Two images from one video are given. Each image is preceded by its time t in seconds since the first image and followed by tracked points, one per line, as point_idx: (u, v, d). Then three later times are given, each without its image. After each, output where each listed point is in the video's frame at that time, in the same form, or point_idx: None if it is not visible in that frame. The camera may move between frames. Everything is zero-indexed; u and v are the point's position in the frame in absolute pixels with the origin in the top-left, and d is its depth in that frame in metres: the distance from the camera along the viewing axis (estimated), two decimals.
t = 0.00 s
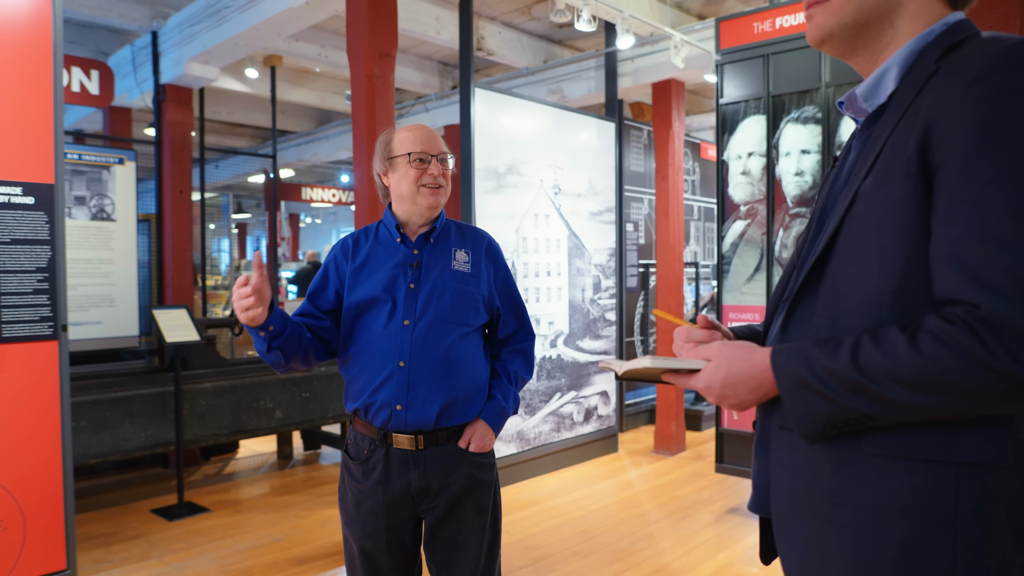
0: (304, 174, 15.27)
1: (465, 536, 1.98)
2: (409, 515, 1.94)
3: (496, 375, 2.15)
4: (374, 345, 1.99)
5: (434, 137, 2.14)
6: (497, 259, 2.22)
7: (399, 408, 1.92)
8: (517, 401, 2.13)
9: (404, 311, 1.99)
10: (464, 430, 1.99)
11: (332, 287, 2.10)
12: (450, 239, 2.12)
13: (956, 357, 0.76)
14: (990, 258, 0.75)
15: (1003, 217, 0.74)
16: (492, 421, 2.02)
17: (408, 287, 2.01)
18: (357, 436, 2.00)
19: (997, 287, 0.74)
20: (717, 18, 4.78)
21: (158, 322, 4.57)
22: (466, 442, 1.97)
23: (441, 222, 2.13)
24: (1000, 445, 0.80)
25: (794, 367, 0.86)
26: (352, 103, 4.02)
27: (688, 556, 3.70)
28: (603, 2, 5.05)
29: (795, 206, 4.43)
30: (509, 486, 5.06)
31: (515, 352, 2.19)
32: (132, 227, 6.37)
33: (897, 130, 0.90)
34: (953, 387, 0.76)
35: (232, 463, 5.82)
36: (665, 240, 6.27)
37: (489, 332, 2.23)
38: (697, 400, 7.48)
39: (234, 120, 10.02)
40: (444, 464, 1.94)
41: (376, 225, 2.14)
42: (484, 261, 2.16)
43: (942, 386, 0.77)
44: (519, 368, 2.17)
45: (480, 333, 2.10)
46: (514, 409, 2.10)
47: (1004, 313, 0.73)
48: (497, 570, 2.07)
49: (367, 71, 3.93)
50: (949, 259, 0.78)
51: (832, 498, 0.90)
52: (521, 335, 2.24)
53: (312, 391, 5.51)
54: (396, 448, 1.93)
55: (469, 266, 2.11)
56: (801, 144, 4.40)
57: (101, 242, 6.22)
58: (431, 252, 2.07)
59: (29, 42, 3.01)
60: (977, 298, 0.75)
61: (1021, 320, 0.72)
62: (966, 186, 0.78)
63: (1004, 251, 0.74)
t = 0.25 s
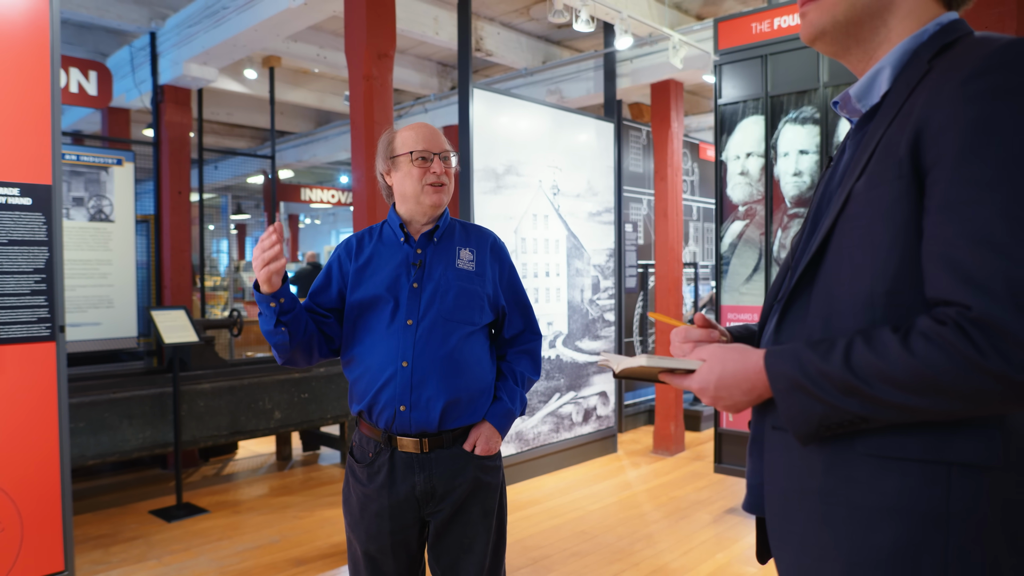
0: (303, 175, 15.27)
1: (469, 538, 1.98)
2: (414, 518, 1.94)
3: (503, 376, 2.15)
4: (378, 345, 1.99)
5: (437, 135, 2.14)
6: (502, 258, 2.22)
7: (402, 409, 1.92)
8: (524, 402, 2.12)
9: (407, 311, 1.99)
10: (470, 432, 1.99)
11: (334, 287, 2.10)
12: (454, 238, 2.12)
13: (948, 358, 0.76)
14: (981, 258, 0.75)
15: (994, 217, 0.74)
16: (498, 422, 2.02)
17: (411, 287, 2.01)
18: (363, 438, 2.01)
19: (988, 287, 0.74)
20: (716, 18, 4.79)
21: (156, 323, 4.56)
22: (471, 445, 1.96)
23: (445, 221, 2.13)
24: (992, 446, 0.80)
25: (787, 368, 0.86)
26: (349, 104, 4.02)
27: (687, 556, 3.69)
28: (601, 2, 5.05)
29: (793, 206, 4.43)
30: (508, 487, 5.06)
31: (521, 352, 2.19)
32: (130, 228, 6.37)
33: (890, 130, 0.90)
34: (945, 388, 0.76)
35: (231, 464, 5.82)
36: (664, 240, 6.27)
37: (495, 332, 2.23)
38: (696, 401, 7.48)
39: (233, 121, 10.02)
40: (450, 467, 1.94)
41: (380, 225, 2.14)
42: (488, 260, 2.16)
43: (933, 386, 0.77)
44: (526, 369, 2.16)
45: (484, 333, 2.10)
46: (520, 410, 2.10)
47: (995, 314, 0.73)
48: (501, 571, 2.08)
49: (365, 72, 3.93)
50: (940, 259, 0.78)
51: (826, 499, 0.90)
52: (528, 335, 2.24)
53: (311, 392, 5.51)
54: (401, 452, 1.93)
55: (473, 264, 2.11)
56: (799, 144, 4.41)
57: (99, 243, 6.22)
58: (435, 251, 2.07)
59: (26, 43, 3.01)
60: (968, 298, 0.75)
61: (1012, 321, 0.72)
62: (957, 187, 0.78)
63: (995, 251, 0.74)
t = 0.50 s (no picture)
0: (301, 174, 15.27)
1: (475, 539, 1.98)
2: (420, 521, 1.93)
3: (506, 371, 2.14)
4: (380, 347, 1.99)
5: (435, 131, 2.15)
6: (503, 256, 2.23)
7: (407, 411, 1.92)
8: (528, 398, 2.12)
9: (410, 311, 1.98)
10: (475, 430, 1.99)
11: (335, 290, 2.10)
12: (454, 237, 2.12)
13: (939, 358, 0.76)
14: (973, 258, 0.75)
15: (988, 217, 0.74)
16: (502, 419, 2.02)
17: (413, 287, 2.00)
18: (366, 441, 2.00)
19: (981, 287, 0.74)
20: (713, 18, 4.79)
21: (153, 324, 4.56)
22: (476, 443, 1.96)
23: (445, 219, 2.13)
24: (984, 447, 0.80)
25: (782, 368, 0.86)
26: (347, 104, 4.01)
27: (685, 556, 3.69)
28: (599, 3, 5.05)
29: (790, 206, 4.44)
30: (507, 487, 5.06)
31: (523, 348, 2.19)
32: (128, 228, 6.36)
33: (884, 130, 0.90)
34: (938, 389, 0.76)
35: (229, 464, 5.81)
36: (662, 240, 6.27)
37: (497, 330, 2.23)
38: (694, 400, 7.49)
39: (230, 121, 10.01)
40: (456, 468, 1.95)
41: (379, 227, 2.13)
42: (489, 258, 2.16)
43: (925, 386, 0.77)
44: (529, 365, 2.16)
45: (487, 331, 2.10)
46: (524, 405, 2.10)
47: (987, 314, 0.73)
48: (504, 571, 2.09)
49: (362, 72, 3.92)
50: (934, 259, 0.78)
51: (821, 498, 0.90)
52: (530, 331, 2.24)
53: (309, 392, 5.51)
54: (406, 454, 1.93)
55: (474, 263, 2.11)
56: (796, 144, 4.41)
57: (97, 243, 6.21)
58: (435, 250, 2.07)
59: (23, 43, 3.01)
60: (961, 298, 0.75)
61: (1006, 321, 0.72)
62: (950, 186, 0.78)
63: (987, 251, 0.74)
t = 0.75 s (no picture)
0: (301, 174, 15.28)
1: (475, 540, 1.99)
2: (421, 523, 1.93)
3: (505, 370, 2.14)
4: (379, 348, 1.99)
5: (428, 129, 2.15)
6: (500, 254, 2.23)
7: (407, 412, 1.92)
8: (528, 396, 2.13)
9: (408, 312, 1.98)
10: (475, 430, 1.99)
11: (333, 291, 2.10)
12: (450, 236, 2.12)
13: (936, 357, 0.76)
14: (969, 257, 0.75)
15: (985, 216, 0.74)
16: (503, 418, 2.02)
17: (411, 287, 2.01)
18: (366, 443, 1.99)
19: (977, 286, 0.74)
20: (712, 17, 4.79)
21: (153, 323, 4.56)
22: (476, 443, 1.97)
23: (441, 217, 2.14)
24: (981, 446, 0.80)
25: (779, 367, 0.86)
26: (345, 103, 4.01)
27: (683, 555, 3.70)
28: (597, 2, 5.05)
29: (789, 205, 4.44)
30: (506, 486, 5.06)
31: (522, 346, 2.19)
32: (127, 228, 6.36)
33: (882, 129, 0.90)
34: (934, 388, 0.76)
35: (228, 464, 5.82)
36: (661, 239, 6.27)
37: (496, 328, 2.23)
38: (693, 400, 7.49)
39: (230, 121, 10.01)
40: (458, 469, 1.95)
41: (375, 226, 2.13)
42: (486, 257, 2.17)
43: (922, 385, 0.77)
44: (528, 362, 2.16)
45: (485, 330, 2.10)
46: (524, 402, 2.10)
47: (984, 313, 0.73)
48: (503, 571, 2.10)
49: (360, 71, 3.92)
50: (931, 259, 0.78)
51: (818, 497, 0.90)
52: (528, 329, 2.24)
53: (308, 392, 5.51)
54: (406, 456, 1.92)
55: (471, 261, 2.11)
56: (795, 143, 4.41)
57: (96, 243, 6.22)
58: (432, 249, 2.07)
59: (21, 43, 3.01)
60: (958, 297, 0.75)
61: (1001, 320, 0.72)
62: (948, 186, 0.78)
63: (984, 251, 0.74)
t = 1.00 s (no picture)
0: (301, 175, 15.30)
1: (472, 542, 1.99)
2: (418, 525, 1.94)
3: (502, 372, 2.15)
4: (375, 350, 1.99)
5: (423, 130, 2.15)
6: (496, 254, 2.23)
7: (404, 414, 1.91)
8: (525, 397, 2.13)
9: (404, 313, 1.99)
10: (472, 432, 2.00)
11: (330, 293, 2.09)
12: (445, 237, 2.12)
13: (936, 358, 0.76)
14: (969, 258, 0.75)
15: (985, 217, 0.74)
16: (500, 420, 2.03)
17: (406, 288, 2.01)
18: (363, 445, 1.99)
19: (976, 287, 0.74)
20: (711, 18, 4.78)
21: (153, 324, 4.56)
22: (474, 445, 1.97)
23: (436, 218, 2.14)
24: (980, 446, 0.80)
25: (778, 367, 0.87)
26: (345, 104, 4.02)
27: (684, 556, 3.70)
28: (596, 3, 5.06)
29: (789, 205, 4.43)
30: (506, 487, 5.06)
31: (519, 347, 2.19)
32: (128, 229, 6.37)
33: (883, 129, 0.90)
34: (934, 389, 0.76)
35: (228, 464, 5.82)
36: (661, 240, 6.27)
37: (493, 328, 2.23)
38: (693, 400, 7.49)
39: (230, 121, 10.02)
40: (455, 471, 1.95)
41: (370, 227, 2.14)
42: (482, 257, 2.16)
43: (922, 387, 0.77)
44: (525, 364, 2.16)
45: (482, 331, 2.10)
46: (522, 405, 2.11)
47: (984, 315, 0.73)
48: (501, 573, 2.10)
49: (360, 72, 3.93)
50: (931, 260, 0.78)
51: (817, 497, 0.91)
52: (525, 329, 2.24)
53: (308, 392, 5.51)
54: (403, 457, 1.92)
55: (467, 261, 2.11)
56: (795, 143, 4.41)
57: (97, 244, 6.23)
58: (427, 250, 2.07)
59: (22, 44, 3.01)
60: (958, 298, 0.75)
61: (1001, 321, 0.72)
62: (948, 186, 0.78)
63: (984, 252, 0.74)
